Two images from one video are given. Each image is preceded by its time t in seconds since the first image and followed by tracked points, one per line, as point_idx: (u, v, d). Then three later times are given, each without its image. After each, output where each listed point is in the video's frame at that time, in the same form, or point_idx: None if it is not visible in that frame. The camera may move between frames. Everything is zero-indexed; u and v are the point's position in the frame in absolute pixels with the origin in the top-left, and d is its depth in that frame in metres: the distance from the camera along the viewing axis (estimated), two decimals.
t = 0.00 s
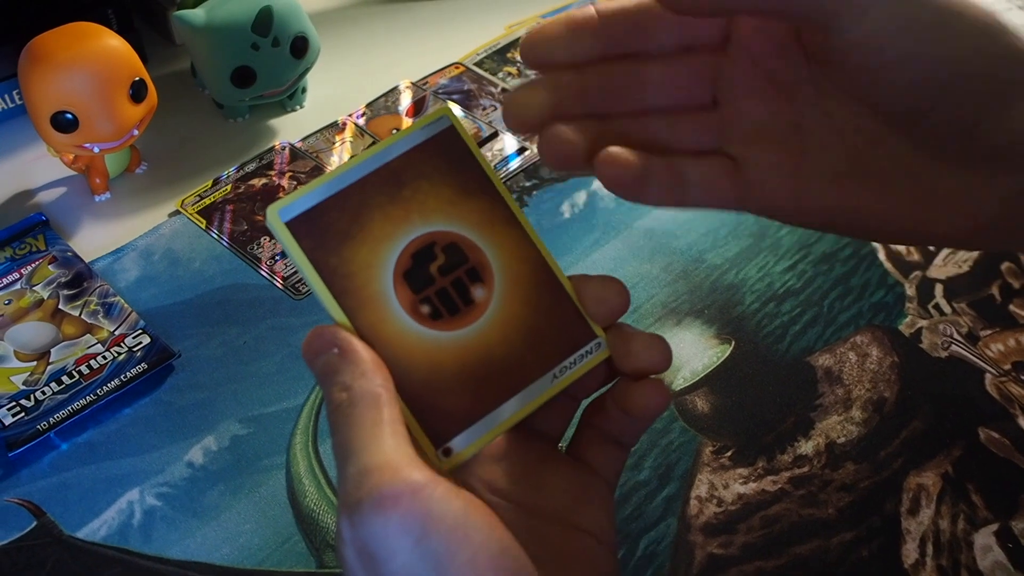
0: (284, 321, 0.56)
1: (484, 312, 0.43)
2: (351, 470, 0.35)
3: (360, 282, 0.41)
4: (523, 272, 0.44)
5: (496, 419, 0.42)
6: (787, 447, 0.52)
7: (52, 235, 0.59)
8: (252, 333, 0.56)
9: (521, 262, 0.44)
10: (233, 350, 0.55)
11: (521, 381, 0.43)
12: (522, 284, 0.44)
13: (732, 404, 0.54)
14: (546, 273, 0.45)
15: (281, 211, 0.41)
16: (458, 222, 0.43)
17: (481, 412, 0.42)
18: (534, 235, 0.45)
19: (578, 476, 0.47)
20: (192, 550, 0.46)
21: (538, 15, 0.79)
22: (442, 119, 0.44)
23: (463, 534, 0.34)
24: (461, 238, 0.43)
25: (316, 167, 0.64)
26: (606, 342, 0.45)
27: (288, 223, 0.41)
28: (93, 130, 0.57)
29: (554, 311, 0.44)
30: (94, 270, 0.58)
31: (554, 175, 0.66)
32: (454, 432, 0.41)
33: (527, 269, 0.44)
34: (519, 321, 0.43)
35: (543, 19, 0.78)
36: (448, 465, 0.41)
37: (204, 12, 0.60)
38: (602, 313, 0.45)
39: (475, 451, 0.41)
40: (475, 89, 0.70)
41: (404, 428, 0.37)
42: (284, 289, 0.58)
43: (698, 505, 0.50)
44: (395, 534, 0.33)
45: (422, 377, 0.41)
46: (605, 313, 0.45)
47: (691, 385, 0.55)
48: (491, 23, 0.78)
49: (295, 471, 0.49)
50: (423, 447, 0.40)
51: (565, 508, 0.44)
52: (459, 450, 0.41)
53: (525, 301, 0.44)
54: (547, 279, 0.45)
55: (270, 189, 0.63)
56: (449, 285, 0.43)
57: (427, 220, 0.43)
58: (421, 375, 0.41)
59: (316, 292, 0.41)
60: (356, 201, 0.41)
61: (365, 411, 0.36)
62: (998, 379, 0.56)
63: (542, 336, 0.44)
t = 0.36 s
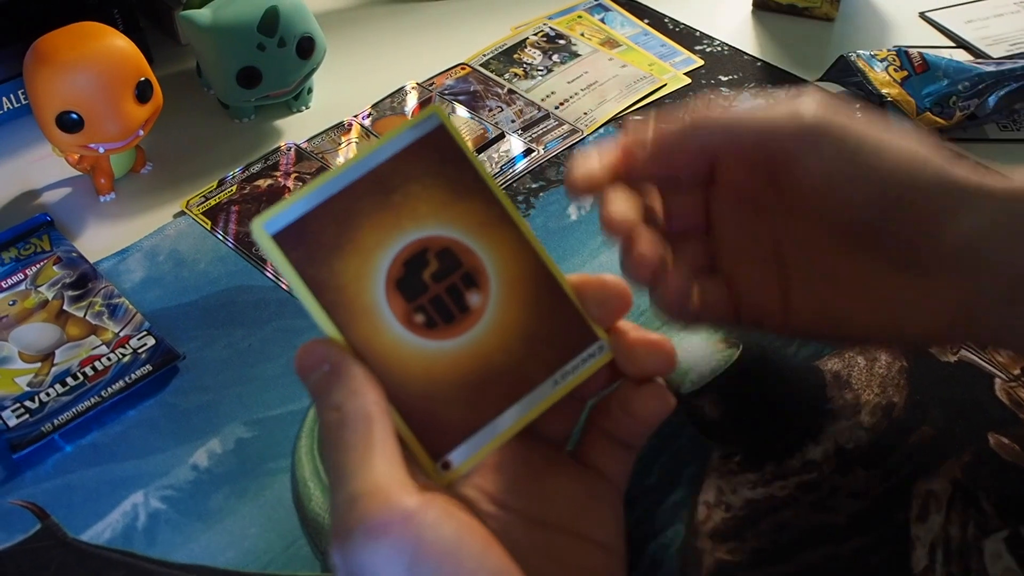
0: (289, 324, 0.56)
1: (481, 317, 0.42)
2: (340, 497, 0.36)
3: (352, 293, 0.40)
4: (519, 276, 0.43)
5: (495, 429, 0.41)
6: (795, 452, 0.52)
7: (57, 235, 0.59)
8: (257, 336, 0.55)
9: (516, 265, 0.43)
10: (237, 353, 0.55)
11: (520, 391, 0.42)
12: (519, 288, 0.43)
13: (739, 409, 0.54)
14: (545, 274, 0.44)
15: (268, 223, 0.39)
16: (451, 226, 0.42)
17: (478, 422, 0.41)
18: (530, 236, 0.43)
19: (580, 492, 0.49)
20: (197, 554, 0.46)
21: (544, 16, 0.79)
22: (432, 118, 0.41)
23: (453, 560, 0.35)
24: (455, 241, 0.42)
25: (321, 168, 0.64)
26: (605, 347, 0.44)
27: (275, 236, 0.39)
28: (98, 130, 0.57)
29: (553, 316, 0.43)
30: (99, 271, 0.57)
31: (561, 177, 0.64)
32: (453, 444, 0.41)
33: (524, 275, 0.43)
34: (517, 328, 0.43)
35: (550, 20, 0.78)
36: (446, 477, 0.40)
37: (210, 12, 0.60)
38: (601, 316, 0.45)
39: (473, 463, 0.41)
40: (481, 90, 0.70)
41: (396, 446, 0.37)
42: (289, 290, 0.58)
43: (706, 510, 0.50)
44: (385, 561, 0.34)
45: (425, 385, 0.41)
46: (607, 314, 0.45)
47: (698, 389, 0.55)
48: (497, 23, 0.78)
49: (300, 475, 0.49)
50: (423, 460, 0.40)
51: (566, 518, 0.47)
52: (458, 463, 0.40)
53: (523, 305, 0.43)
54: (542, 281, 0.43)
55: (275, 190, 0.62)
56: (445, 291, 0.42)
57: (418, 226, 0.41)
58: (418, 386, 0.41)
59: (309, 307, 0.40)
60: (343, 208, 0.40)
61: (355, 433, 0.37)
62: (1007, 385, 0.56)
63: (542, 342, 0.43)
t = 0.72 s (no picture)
0: (293, 327, 0.56)
1: (488, 320, 0.41)
2: (346, 498, 0.35)
3: (358, 295, 0.39)
4: (527, 278, 0.42)
5: (501, 433, 0.41)
6: (800, 457, 0.52)
7: (62, 238, 0.59)
8: (262, 340, 0.55)
9: (524, 267, 0.42)
10: (244, 356, 0.55)
11: (526, 396, 0.41)
12: (527, 290, 0.42)
13: (744, 414, 0.54)
14: (553, 276, 0.43)
15: (275, 223, 0.38)
16: (459, 227, 0.41)
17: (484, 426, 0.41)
18: (539, 237, 0.43)
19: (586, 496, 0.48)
20: (201, 558, 0.46)
21: (549, 19, 0.79)
22: (444, 117, 0.40)
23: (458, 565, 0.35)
24: (463, 242, 0.41)
25: (326, 171, 0.64)
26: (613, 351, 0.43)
27: (282, 237, 0.38)
28: (103, 132, 0.57)
29: (560, 319, 0.43)
30: (104, 274, 0.57)
31: (566, 181, 0.64)
32: (458, 448, 0.40)
33: (532, 277, 0.42)
34: (524, 331, 0.42)
35: (555, 23, 0.78)
36: (452, 481, 0.40)
37: (215, 14, 0.60)
38: (610, 319, 0.45)
39: (478, 468, 0.40)
40: (486, 93, 0.70)
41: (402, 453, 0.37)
42: (294, 294, 0.58)
43: (711, 515, 0.50)
44: (387, 567, 0.34)
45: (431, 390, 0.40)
46: (615, 318, 0.45)
47: (703, 394, 0.55)
48: (502, 25, 0.78)
49: (304, 478, 0.49)
50: (429, 465, 0.40)
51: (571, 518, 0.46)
52: (463, 468, 0.40)
53: (530, 307, 0.42)
54: (549, 283, 0.43)
55: (280, 193, 0.62)
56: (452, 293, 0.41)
57: (426, 228, 0.40)
58: (424, 389, 0.40)
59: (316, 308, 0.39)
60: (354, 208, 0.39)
61: (361, 438, 0.37)
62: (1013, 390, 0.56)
63: (548, 346, 0.42)
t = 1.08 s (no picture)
0: (297, 326, 0.56)
1: (507, 321, 0.42)
2: (361, 494, 0.34)
3: (381, 291, 0.41)
4: (544, 283, 0.43)
5: (516, 432, 0.41)
6: (804, 459, 0.52)
7: (65, 237, 0.59)
8: (266, 339, 0.55)
9: (541, 273, 0.43)
10: (247, 355, 0.55)
11: (542, 395, 0.42)
12: (546, 294, 0.43)
13: (747, 415, 0.54)
14: (569, 283, 0.44)
15: (301, 216, 0.40)
16: (480, 231, 0.42)
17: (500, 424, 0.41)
18: (558, 245, 0.44)
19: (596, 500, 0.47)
20: (204, 558, 0.46)
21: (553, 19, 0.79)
22: (466, 122, 0.43)
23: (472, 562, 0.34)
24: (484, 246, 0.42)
25: (330, 171, 0.64)
26: (627, 354, 0.44)
27: (308, 230, 0.40)
28: (107, 132, 0.57)
29: (575, 323, 0.44)
30: (107, 273, 0.57)
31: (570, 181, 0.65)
32: (472, 447, 0.40)
33: (549, 281, 0.43)
34: (541, 333, 0.43)
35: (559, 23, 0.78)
36: (466, 479, 0.40)
37: (219, 14, 0.60)
38: (628, 325, 0.45)
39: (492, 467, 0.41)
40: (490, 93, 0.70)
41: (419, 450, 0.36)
42: (297, 294, 0.58)
43: (713, 517, 0.50)
44: (402, 560, 0.32)
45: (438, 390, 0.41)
46: (633, 322, 0.45)
47: (706, 396, 0.55)
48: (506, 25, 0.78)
49: (308, 479, 0.49)
50: (444, 462, 0.40)
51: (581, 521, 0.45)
52: (477, 465, 0.40)
53: (549, 311, 0.43)
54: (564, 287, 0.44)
55: (284, 193, 0.62)
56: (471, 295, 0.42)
57: (448, 228, 0.42)
58: (440, 387, 0.41)
59: (338, 302, 0.40)
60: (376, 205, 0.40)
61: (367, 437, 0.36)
62: (1016, 393, 0.55)
63: (563, 348, 0.43)
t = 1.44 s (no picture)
0: (301, 315, 0.56)
1: (521, 317, 0.42)
2: (368, 480, 0.34)
3: (398, 283, 0.41)
4: (557, 281, 0.44)
5: (528, 427, 0.41)
6: (808, 450, 0.52)
7: (70, 225, 0.59)
8: (270, 329, 0.55)
9: (554, 271, 0.44)
10: (251, 344, 0.55)
11: (553, 391, 0.42)
12: (559, 294, 0.43)
13: (751, 406, 0.54)
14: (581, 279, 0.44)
15: (323, 207, 0.40)
16: (497, 230, 0.43)
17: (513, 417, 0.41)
18: (571, 246, 0.44)
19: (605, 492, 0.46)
20: (207, 545, 0.46)
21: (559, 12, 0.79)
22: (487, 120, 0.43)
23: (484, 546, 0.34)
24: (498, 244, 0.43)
25: (334, 161, 0.64)
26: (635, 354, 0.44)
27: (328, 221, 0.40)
28: (111, 121, 0.57)
29: (586, 320, 0.44)
30: (112, 262, 0.57)
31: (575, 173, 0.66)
32: (484, 439, 0.40)
33: (562, 280, 0.44)
34: (554, 329, 0.43)
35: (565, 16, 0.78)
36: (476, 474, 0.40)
37: (224, 3, 0.60)
38: (638, 327, 0.46)
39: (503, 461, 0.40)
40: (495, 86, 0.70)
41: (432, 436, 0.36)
42: (301, 283, 0.58)
43: (717, 507, 0.50)
44: (414, 540, 0.32)
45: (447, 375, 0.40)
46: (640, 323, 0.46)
47: (710, 387, 0.55)
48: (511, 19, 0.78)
49: (311, 467, 0.49)
50: (456, 454, 0.39)
51: (585, 514, 0.44)
52: (488, 459, 0.40)
53: (562, 311, 0.43)
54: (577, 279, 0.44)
55: (288, 183, 0.63)
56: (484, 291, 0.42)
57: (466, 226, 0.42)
58: (453, 379, 0.40)
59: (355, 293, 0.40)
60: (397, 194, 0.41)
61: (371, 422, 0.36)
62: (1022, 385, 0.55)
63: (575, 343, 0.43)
